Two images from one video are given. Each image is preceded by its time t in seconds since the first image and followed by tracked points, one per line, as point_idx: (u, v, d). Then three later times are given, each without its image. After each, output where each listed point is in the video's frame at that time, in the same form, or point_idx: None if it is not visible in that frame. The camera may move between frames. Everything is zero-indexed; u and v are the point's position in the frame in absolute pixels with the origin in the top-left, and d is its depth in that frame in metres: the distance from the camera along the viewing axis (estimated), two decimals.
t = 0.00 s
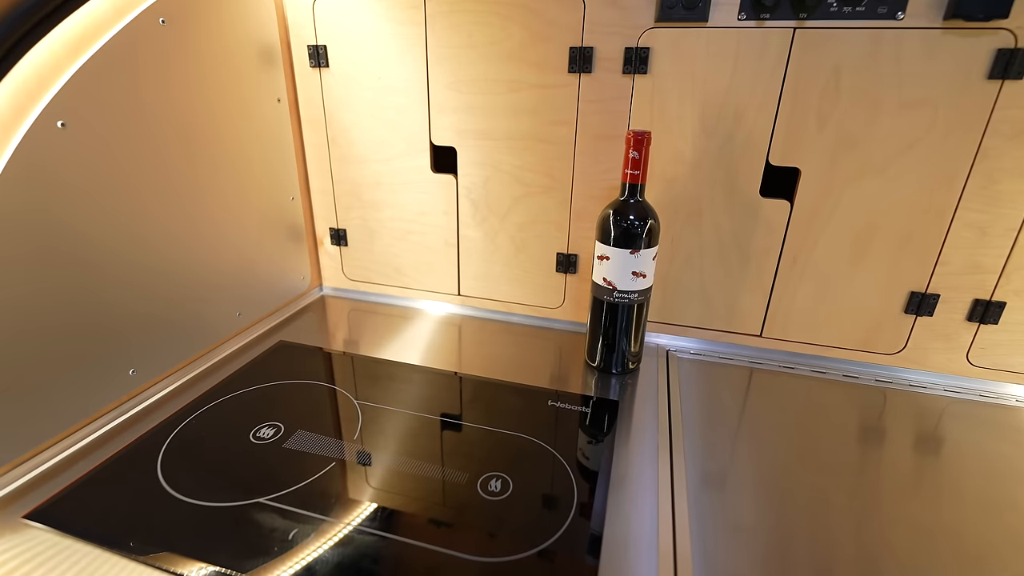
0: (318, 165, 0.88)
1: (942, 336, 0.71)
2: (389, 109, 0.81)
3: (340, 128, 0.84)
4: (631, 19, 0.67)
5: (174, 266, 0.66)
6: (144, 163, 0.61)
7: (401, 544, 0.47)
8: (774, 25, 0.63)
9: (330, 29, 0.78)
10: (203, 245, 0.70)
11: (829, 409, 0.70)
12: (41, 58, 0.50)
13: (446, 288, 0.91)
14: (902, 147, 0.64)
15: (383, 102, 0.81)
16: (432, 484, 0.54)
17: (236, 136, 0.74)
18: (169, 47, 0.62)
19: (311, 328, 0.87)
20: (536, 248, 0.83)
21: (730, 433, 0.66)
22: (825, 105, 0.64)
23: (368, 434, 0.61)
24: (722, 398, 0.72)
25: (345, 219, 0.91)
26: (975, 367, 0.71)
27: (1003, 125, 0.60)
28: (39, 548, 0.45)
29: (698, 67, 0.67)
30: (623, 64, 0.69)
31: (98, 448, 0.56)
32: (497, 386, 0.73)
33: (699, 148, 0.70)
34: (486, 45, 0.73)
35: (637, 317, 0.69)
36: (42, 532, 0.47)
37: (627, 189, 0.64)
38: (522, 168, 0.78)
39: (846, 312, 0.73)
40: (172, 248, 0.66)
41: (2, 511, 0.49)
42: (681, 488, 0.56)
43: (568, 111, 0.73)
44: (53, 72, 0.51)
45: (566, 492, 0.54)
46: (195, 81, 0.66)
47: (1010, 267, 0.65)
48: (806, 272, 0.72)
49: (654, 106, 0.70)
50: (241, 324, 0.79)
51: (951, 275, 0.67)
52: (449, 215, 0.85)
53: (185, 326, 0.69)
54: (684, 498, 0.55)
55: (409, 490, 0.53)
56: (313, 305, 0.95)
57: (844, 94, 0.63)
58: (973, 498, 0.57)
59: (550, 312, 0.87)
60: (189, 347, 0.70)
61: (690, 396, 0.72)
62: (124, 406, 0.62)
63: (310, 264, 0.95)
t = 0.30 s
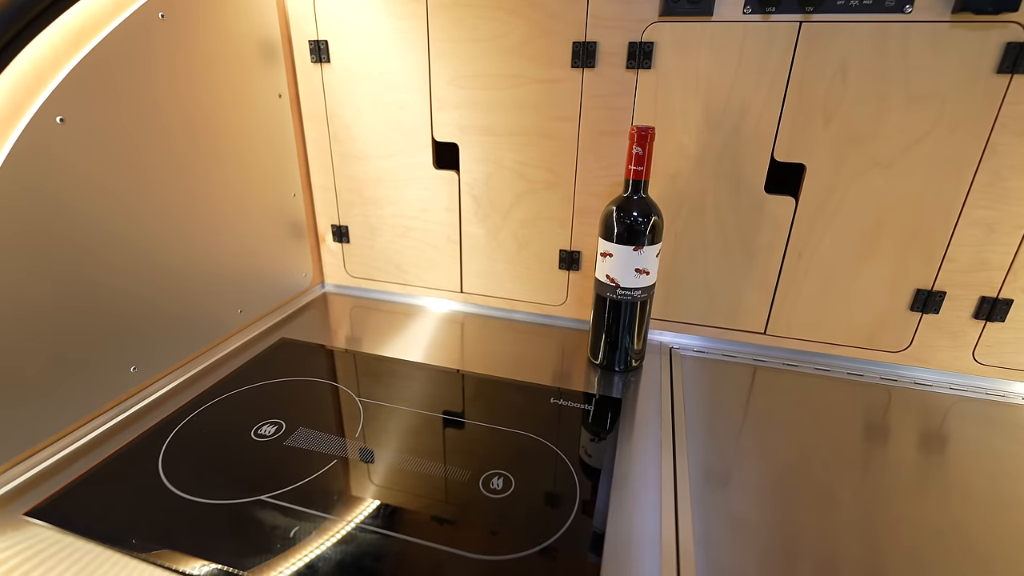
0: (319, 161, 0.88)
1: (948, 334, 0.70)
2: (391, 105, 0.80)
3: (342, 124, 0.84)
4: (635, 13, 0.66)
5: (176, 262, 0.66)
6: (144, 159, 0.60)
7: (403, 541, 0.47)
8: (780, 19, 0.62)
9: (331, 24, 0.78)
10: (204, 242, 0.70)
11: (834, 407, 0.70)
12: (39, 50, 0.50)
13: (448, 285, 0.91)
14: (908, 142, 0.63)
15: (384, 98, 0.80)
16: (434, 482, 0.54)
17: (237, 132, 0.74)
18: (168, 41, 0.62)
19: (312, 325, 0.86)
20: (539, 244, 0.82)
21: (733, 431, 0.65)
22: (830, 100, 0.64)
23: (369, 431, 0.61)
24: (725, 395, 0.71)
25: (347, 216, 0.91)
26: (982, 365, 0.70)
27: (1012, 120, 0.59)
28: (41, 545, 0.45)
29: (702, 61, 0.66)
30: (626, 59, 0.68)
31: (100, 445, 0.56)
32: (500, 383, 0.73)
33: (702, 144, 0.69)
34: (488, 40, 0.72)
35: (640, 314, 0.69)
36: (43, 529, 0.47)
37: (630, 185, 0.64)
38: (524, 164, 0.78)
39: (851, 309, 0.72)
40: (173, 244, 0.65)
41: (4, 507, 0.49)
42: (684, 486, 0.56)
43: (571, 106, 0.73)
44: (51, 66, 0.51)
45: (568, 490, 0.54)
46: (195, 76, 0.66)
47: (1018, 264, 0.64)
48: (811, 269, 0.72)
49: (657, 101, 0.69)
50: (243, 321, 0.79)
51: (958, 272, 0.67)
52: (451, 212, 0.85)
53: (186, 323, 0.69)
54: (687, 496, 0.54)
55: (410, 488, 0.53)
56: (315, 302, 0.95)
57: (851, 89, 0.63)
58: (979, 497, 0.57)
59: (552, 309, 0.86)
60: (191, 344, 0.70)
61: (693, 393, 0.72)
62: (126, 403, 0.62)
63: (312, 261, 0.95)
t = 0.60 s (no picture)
0: (322, 159, 0.88)
1: (948, 330, 0.70)
2: (393, 102, 0.80)
3: (344, 121, 0.84)
4: (636, 10, 0.66)
5: (181, 261, 0.67)
6: (149, 159, 0.61)
7: (406, 536, 0.48)
8: (781, 16, 0.62)
9: (332, 21, 0.78)
10: (208, 239, 0.70)
11: (833, 403, 0.70)
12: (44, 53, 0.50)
13: (450, 282, 0.91)
14: (909, 140, 0.63)
15: (386, 95, 0.80)
16: (436, 477, 0.54)
17: (240, 131, 0.74)
18: (172, 40, 0.62)
19: (316, 321, 0.87)
20: (540, 241, 0.83)
21: (733, 427, 0.66)
22: (831, 97, 0.64)
23: (372, 427, 0.62)
24: (726, 392, 0.72)
25: (349, 213, 0.91)
26: (981, 361, 0.70)
27: (1013, 117, 0.59)
28: (52, 539, 0.46)
29: (703, 59, 0.66)
30: (628, 56, 0.68)
31: (108, 440, 0.57)
32: (502, 379, 0.73)
33: (703, 141, 0.70)
34: (490, 38, 0.72)
35: (641, 311, 0.69)
36: (53, 524, 0.47)
37: (631, 183, 0.64)
38: (525, 161, 0.78)
39: (851, 306, 0.72)
40: (178, 243, 0.66)
41: (15, 502, 0.49)
42: (684, 481, 0.56)
43: (572, 104, 0.73)
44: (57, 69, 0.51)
45: (569, 485, 0.54)
46: (199, 75, 0.66)
47: (1018, 261, 0.64)
48: (811, 266, 0.72)
49: (658, 98, 0.69)
50: (247, 317, 0.80)
51: (959, 269, 0.67)
52: (453, 209, 0.85)
53: (191, 321, 0.69)
54: (687, 492, 0.55)
55: (413, 483, 0.54)
56: (318, 299, 0.95)
57: (851, 86, 0.63)
58: (977, 493, 0.57)
59: (554, 306, 0.87)
60: (196, 341, 0.70)
61: (694, 390, 0.72)
62: (132, 400, 0.62)
63: (315, 258, 0.95)
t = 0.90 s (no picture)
0: (325, 159, 0.90)
1: (942, 328, 0.71)
2: (394, 104, 0.82)
3: (347, 122, 0.86)
4: (634, 13, 0.67)
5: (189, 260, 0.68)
6: (157, 161, 0.62)
7: (410, 527, 0.49)
8: (777, 18, 0.63)
9: (335, 24, 0.79)
10: (214, 239, 0.72)
11: (828, 399, 0.71)
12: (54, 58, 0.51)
13: (451, 281, 0.93)
14: (903, 140, 0.64)
15: (388, 97, 0.82)
16: (438, 472, 0.56)
17: (246, 132, 0.75)
18: (178, 44, 0.63)
19: (320, 320, 0.89)
20: (540, 241, 0.84)
21: (730, 423, 0.67)
22: (827, 98, 0.65)
23: (376, 423, 0.63)
24: (723, 388, 0.73)
25: (352, 213, 0.93)
26: (974, 358, 0.71)
27: (1005, 118, 0.60)
28: (67, 530, 0.48)
29: (700, 61, 0.67)
30: (626, 58, 0.69)
31: (119, 436, 0.59)
32: (503, 376, 0.75)
33: (701, 141, 0.71)
34: (490, 40, 0.74)
35: (639, 309, 0.71)
36: (68, 515, 0.49)
37: (629, 183, 0.65)
38: (525, 162, 0.79)
39: (847, 304, 0.73)
40: (185, 242, 0.67)
41: (31, 495, 0.51)
42: (680, 476, 0.58)
43: (571, 105, 0.74)
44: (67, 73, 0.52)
45: (569, 479, 0.56)
46: (205, 79, 0.67)
47: (1010, 260, 0.65)
48: (807, 264, 0.73)
49: (656, 100, 0.70)
50: (253, 316, 0.81)
51: (952, 267, 0.68)
52: (454, 209, 0.86)
53: (198, 320, 0.71)
54: (683, 486, 0.56)
55: (416, 478, 0.55)
56: (322, 298, 0.97)
57: (846, 88, 0.64)
58: (968, 488, 0.59)
59: (553, 304, 0.88)
60: (203, 340, 0.72)
61: (691, 387, 0.73)
62: (142, 396, 0.64)
63: (319, 257, 0.97)
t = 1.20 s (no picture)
0: (330, 165, 0.92)
1: (930, 328, 0.73)
2: (397, 111, 0.84)
3: (351, 129, 0.88)
4: (628, 24, 0.69)
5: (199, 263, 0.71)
6: (169, 168, 0.65)
7: (413, 518, 0.52)
8: (766, 28, 0.65)
9: (340, 34, 0.82)
10: (223, 242, 0.74)
11: (819, 398, 0.73)
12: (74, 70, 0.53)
13: (452, 282, 0.95)
14: (889, 146, 0.66)
15: (391, 104, 0.84)
16: (439, 466, 0.58)
17: (254, 140, 0.78)
18: (189, 56, 0.66)
19: (325, 321, 0.91)
20: (539, 243, 0.86)
21: (721, 420, 0.69)
22: (815, 105, 0.67)
23: (379, 420, 0.66)
24: (715, 387, 0.75)
25: (356, 216, 0.95)
26: (961, 357, 0.73)
27: (987, 125, 0.62)
28: (85, 519, 0.50)
29: (692, 69, 0.69)
30: (620, 67, 0.71)
31: (133, 432, 0.61)
32: (502, 375, 0.77)
33: (693, 147, 0.73)
34: (489, 49, 0.76)
35: (634, 310, 0.73)
36: (86, 506, 0.51)
37: (623, 189, 0.68)
38: (524, 167, 0.82)
39: (837, 305, 0.75)
40: (195, 245, 0.70)
41: (50, 488, 0.53)
42: (671, 472, 0.60)
43: (568, 112, 0.76)
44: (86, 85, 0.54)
45: (564, 474, 0.58)
46: (215, 89, 0.70)
47: (994, 262, 0.67)
48: (798, 266, 0.75)
49: (650, 107, 0.72)
50: (260, 316, 0.84)
51: (938, 269, 0.70)
52: (455, 213, 0.89)
53: (207, 321, 0.73)
54: (674, 481, 0.59)
55: (418, 473, 0.57)
56: (326, 299, 0.99)
57: (833, 95, 0.66)
58: (954, 483, 0.61)
59: (552, 305, 0.90)
60: (212, 340, 0.74)
61: (684, 386, 0.75)
62: (154, 394, 0.66)
63: (323, 260, 0.99)
